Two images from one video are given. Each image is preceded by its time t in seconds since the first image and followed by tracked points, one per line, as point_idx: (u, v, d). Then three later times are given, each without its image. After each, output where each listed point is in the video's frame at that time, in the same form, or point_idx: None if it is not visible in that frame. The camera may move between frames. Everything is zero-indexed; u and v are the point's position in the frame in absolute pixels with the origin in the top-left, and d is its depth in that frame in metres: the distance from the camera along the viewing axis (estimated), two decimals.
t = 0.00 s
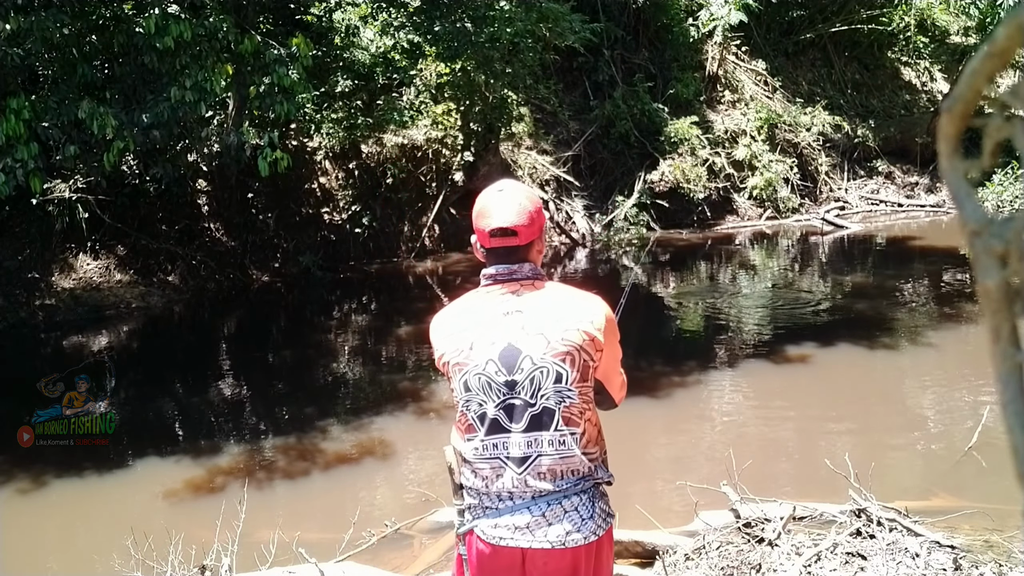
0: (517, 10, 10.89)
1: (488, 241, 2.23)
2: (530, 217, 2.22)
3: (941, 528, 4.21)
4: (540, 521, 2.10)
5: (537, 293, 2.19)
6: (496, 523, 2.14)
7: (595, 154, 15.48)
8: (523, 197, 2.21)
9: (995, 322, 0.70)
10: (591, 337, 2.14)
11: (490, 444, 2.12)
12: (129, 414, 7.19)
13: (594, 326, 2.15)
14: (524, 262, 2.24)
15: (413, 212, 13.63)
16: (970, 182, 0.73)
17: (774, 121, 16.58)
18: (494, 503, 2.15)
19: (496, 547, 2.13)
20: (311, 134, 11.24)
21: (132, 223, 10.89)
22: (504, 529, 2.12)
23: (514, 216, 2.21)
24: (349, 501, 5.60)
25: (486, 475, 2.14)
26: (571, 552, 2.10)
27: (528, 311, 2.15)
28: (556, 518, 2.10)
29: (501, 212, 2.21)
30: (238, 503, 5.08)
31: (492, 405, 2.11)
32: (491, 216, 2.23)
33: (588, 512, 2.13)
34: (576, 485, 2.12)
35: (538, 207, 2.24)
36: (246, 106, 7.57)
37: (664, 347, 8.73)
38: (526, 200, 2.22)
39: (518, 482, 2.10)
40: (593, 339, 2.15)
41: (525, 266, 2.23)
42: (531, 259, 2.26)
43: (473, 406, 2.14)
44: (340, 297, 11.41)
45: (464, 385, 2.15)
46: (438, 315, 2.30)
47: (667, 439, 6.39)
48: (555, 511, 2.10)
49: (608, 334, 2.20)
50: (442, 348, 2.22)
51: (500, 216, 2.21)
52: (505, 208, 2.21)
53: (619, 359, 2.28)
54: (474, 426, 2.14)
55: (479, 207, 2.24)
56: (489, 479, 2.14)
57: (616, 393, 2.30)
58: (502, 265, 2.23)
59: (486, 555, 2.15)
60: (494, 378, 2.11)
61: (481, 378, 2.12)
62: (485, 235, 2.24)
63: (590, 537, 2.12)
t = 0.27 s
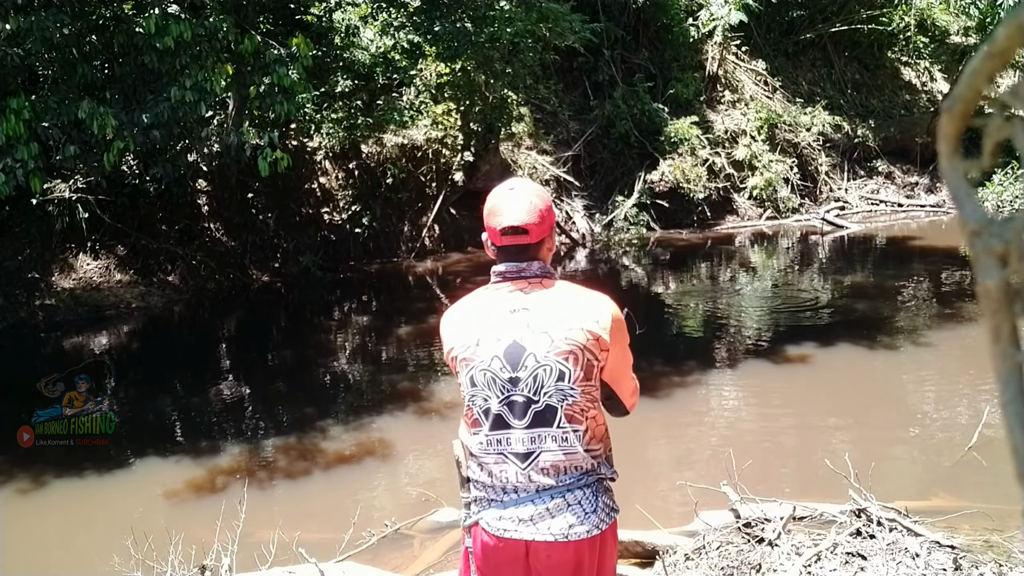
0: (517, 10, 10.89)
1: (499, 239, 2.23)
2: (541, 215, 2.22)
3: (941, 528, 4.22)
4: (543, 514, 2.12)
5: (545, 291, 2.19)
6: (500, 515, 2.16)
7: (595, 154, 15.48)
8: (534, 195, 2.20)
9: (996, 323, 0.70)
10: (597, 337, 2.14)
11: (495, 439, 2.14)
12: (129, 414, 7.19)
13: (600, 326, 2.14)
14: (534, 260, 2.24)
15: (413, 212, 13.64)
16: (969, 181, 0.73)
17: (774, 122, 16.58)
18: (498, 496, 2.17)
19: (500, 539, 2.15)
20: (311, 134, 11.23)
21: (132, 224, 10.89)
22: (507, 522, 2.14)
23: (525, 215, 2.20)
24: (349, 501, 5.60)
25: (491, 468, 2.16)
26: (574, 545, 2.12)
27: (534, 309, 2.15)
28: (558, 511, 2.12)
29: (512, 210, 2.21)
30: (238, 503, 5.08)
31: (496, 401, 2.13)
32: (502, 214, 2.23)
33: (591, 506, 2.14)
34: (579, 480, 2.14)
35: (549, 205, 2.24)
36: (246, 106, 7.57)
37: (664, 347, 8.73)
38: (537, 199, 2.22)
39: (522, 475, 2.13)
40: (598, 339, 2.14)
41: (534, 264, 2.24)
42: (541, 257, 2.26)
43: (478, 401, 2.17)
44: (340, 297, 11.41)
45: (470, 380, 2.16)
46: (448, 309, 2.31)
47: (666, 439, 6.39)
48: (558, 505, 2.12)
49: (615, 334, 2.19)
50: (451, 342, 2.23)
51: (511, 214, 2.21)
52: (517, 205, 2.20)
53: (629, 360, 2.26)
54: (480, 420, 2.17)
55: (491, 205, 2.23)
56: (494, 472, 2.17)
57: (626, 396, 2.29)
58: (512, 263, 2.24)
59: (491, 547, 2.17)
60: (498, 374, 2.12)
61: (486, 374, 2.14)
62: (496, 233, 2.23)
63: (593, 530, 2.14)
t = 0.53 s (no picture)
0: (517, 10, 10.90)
1: (508, 239, 2.23)
2: (549, 215, 2.22)
3: (941, 528, 4.22)
4: (547, 512, 2.14)
5: (553, 291, 2.19)
6: (506, 513, 2.18)
7: (595, 154, 15.48)
8: (542, 195, 2.21)
9: (996, 323, 0.70)
10: (604, 338, 2.13)
11: (500, 438, 2.15)
12: (129, 414, 7.19)
13: (607, 327, 2.13)
14: (542, 260, 2.24)
15: (413, 212, 13.63)
16: (969, 182, 0.73)
17: (774, 122, 16.59)
18: (504, 494, 2.19)
19: (506, 537, 2.17)
20: (311, 134, 11.23)
21: (132, 224, 10.89)
22: (513, 519, 2.16)
23: (533, 215, 2.20)
24: (349, 501, 5.60)
25: (497, 467, 2.18)
26: (578, 543, 2.13)
27: (541, 309, 2.15)
28: (562, 510, 2.13)
29: (521, 210, 2.21)
30: (238, 503, 5.08)
31: (503, 400, 2.14)
32: (511, 214, 2.23)
33: (595, 505, 2.15)
34: (583, 479, 2.14)
35: (557, 205, 2.24)
36: (246, 106, 7.57)
37: (664, 347, 8.73)
38: (545, 200, 2.22)
39: (527, 474, 2.14)
40: (605, 340, 2.13)
41: (542, 264, 2.23)
42: (550, 257, 2.26)
43: (486, 401, 2.17)
44: (339, 297, 11.41)
45: (478, 379, 2.18)
46: (459, 309, 2.32)
47: (667, 439, 6.39)
48: (561, 503, 2.13)
49: (624, 336, 2.17)
50: (460, 341, 2.24)
51: (520, 214, 2.21)
52: (525, 206, 2.21)
53: (640, 362, 2.24)
54: (486, 420, 2.18)
55: (499, 205, 2.24)
56: (500, 471, 2.18)
57: (636, 399, 2.27)
58: (521, 264, 2.24)
59: (497, 544, 2.19)
60: (506, 374, 2.13)
61: (494, 374, 2.15)
62: (505, 234, 2.24)
63: (597, 528, 2.15)
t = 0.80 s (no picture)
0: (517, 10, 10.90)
1: (503, 245, 2.23)
2: (544, 220, 2.21)
3: (941, 528, 4.22)
4: (545, 516, 2.16)
5: (549, 296, 2.20)
6: (505, 516, 2.20)
7: (595, 154, 15.48)
8: (536, 200, 2.20)
9: (996, 322, 0.70)
10: (600, 343, 2.15)
11: (499, 443, 2.17)
12: (129, 414, 7.19)
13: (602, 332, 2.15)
14: (537, 265, 2.24)
15: (413, 212, 13.62)
16: (969, 182, 0.73)
17: (774, 122, 16.59)
18: (503, 497, 2.21)
19: (505, 539, 2.20)
20: (311, 134, 11.23)
21: (132, 223, 10.89)
22: (512, 522, 2.19)
23: (528, 221, 2.20)
24: (349, 501, 5.60)
25: (495, 471, 2.20)
26: (578, 545, 2.16)
27: (537, 314, 2.16)
28: (560, 513, 2.15)
29: (515, 216, 2.20)
30: (238, 503, 5.08)
31: (501, 406, 2.16)
32: (505, 220, 2.22)
33: (593, 507, 2.17)
34: (580, 482, 2.16)
35: (551, 210, 2.23)
36: (246, 106, 7.57)
37: (664, 347, 8.73)
38: (540, 204, 2.21)
39: (525, 479, 2.16)
40: (601, 345, 2.15)
41: (537, 270, 2.23)
42: (545, 262, 2.25)
43: (484, 406, 2.19)
44: (339, 297, 11.40)
45: (476, 385, 2.19)
46: (455, 314, 2.33)
47: (667, 439, 6.39)
48: (560, 507, 2.15)
49: (621, 340, 2.19)
50: (458, 347, 2.25)
51: (514, 220, 2.20)
52: (519, 212, 2.20)
53: (639, 365, 2.26)
54: (485, 425, 2.19)
55: (494, 211, 2.23)
56: (499, 475, 2.20)
57: (638, 402, 2.29)
58: (516, 268, 2.23)
59: (497, 547, 2.22)
60: (504, 380, 2.15)
61: (492, 380, 2.16)
62: (500, 239, 2.23)
63: (595, 531, 2.17)
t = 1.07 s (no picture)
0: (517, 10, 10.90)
1: (489, 258, 2.24)
2: (529, 234, 2.22)
3: (941, 528, 4.22)
4: (533, 524, 2.18)
5: (532, 309, 2.20)
6: (495, 524, 2.24)
7: (595, 154, 15.49)
8: (523, 215, 2.22)
9: (996, 322, 0.70)
10: (580, 357, 2.15)
11: (485, 454, 2.20)
12: (129, 414, 7.19)
13: (583, 347, 2.15)
14: (522, 279, 2.25)
15: (412, 212, 13.60)
16: (969, 181, 0.73)
17: (774, 121, 16.59)
18: (492, 506, 2.24)
19: (495, 547, 2.23)
20: (311, 133, 11.23)
21: (132, 223, 10.89)
22: (501, 531, 2.22)
23: (514, 234, 2.21)
24: (349, 501, 5.60)
25: (483, 481, 2.23)
26: (567, 552, 2.18)
27: (519, 328, 2.17)
28: (547, 522, 2.17)
29: (501, 230, 2.22)
30: (238, 503, 5.08)
31: (486, 419, 2.18)
32: (491, 233, 2.24)
33: (580, 515, 2.19)
34: (566, 491, 2.18)
35: (538, 224, 2.25)
36: (246, 106, 7.57)
37: (664, 347, 8.73)
38: (525, 219, 2.23)
39: (511, 489, 2.19)
40: (581, 359, 2.15)
41: (522, 283, 2.24)
42: (531, 275, 2.27)
43: (470, 419, 2.22)
44: (339, 297, 11.40)
45: (462, 399, 2.22)
46: (445, 326, 2.35)
47: (667, 439, 6.39)
48: (546, 515, 2.18)
49: (603, 353, 2.18)
50: (445, 359, 2.27)
51: (500, 234, 2.22)
52: (505, 226, 2.21)
53: (625, 377, 2.24)
54: (472, 436, 2.22)
55: (481, 225, 2.24)
56: (487, 485, 2.23)
57: (626, 412, 2.25)
58: (501, 282, 2.25)
59: (488, 555, 2.25)
60: (487, 394, 2.17)
61: (476, 394, 2.19)
62: (486, 252, 2.25)
63: (582, 538, 2.19)
